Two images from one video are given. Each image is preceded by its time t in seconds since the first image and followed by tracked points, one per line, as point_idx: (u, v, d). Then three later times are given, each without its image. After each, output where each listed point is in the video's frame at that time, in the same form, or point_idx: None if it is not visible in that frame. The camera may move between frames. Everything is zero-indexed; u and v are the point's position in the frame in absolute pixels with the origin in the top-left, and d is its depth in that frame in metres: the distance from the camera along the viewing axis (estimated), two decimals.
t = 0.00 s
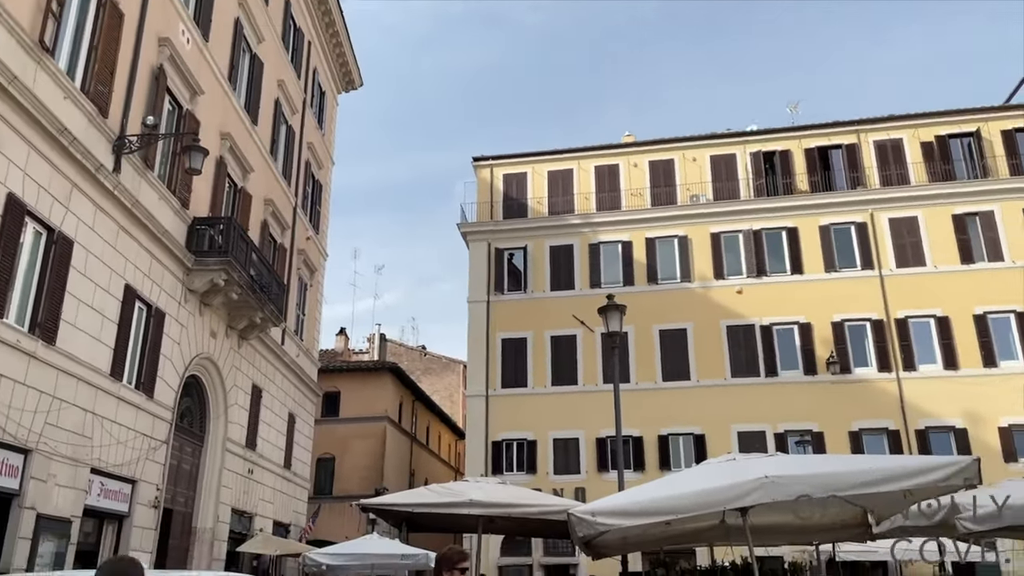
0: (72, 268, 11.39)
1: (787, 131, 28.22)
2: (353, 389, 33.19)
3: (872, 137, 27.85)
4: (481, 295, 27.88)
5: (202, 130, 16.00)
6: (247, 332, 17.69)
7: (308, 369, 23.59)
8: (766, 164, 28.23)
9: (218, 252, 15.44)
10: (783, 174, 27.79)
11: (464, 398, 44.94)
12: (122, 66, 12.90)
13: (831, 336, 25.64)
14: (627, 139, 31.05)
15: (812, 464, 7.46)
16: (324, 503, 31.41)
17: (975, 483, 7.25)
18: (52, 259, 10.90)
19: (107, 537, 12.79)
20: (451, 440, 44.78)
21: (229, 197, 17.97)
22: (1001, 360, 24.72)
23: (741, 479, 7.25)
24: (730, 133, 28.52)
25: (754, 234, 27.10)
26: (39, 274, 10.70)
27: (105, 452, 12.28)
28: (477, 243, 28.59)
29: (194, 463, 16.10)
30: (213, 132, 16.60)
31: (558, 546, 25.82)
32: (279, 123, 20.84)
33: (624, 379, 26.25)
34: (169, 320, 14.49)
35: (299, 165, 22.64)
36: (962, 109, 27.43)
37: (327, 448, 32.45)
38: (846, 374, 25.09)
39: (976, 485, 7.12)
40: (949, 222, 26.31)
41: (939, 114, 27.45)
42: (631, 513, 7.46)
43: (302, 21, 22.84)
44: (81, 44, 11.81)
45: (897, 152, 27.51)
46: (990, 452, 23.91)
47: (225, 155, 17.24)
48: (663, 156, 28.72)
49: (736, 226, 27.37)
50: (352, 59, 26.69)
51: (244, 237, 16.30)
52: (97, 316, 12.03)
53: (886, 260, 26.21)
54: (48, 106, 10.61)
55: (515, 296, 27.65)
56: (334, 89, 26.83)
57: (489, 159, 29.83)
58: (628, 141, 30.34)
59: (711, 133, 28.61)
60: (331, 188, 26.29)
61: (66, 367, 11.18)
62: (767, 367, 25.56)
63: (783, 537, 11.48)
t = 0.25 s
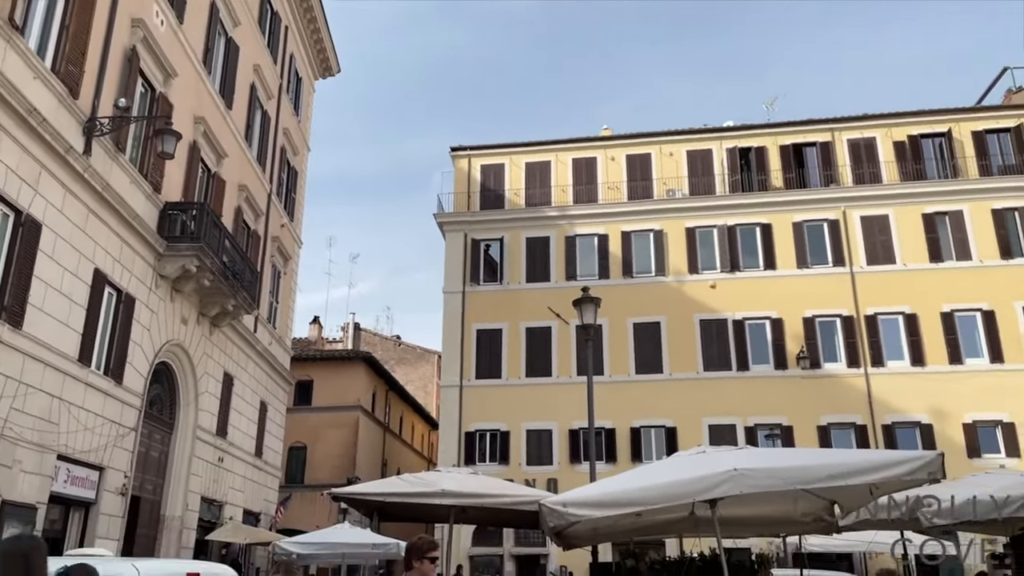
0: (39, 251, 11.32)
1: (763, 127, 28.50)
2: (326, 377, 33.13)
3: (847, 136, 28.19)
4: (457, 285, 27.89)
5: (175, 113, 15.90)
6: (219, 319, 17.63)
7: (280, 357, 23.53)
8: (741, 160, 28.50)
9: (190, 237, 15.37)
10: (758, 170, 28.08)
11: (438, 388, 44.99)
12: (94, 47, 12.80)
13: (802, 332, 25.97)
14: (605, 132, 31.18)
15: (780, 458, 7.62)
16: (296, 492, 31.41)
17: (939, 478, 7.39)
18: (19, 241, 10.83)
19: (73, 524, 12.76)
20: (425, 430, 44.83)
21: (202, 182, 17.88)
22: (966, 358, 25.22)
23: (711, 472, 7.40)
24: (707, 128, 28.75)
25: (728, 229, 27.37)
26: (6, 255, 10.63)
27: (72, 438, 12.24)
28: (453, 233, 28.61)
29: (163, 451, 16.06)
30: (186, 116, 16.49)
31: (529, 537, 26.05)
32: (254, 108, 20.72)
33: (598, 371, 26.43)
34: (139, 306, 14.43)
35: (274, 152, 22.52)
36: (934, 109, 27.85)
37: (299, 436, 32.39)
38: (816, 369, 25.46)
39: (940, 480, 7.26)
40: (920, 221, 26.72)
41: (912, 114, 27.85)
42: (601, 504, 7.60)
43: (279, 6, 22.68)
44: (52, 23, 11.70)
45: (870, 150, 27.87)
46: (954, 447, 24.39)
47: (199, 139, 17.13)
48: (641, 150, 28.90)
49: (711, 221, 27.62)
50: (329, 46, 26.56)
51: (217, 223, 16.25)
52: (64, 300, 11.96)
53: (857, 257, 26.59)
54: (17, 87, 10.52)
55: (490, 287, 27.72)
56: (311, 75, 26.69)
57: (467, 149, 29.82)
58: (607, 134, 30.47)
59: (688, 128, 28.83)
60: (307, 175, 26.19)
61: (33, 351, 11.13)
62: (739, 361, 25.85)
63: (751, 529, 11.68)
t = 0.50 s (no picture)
0: None
1: (734, 124, 28.78)
2: (294, 366, 32.98)
3: (816, 134, 28.56)
4: (428, 275, 27.87)
5: (143, 95, 15.73)
6: (185, 306, 17.51)
7: (247, 344, 23.40)
8: (713, 155, 28.77)
9: (156, 222, 15.25)
10: (729, 166, 28.37)
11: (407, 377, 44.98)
12: (59, 27, 12.62)
13: (769, 327, 26.32)
14: (579, 124, 31.29)
15: (745, 451, 7.79)
16: (261, 480, 31.31)
17: (897, 472, 7.68)
18: None
19: (32, 511, 12.65)
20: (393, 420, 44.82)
21: (169, 166, 17.72)
22: (927, 354, 25.76)
23: (677, 463, 7.55)
24: (680, 123, 28.98)
25: (699, 224, 27.65)
26: None
27: (31, 424, 12.12)
28: (425, 223, 28.58)
29: (126, 438, 15.94)
30: (154, 98, 16.32)
31: (496, 527, 26.22)
32: (224, 92, 20.53)
33: (567, 363, 26.60)
34: (103, 290, 14.30)
35: (244, 137, 22.34)
36: (901, 110, 28.32)
37: (266, 425, 32.25)
38: (782, 364, 25.83)
39: (898, 474, 7.56)
40: (885, 220, 27.18)
41: (880, 114, 28.29)
42: (567, 495, 7.71)
43: None
44: (16, 1, 11.54)
45: (839, 149, 28.27)
46: (914, 442, 24.92)
47: (167, 122, 16.96)
48: (614, 143, 29.07)
49: (682, 216, 27.89)
50: (302, 31, 26.35)
51: (184, 208, 16.14)
52: (25, 283, 11.82)
53: (824, 254, 26.99)
54: None
55: (461, 277, 27.76)
56: (283, 60, 26.47)
57: (440, 138, 29.75)
58: (580, 126, 30.59)
59: (661, 123, 29.03)
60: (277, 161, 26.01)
61: None
62: (707, 355, 26.16)
63: (714, 520, 11.88)
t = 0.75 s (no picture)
0: None
1: (710, 120, 29.04)
2: (266, 356, 32.86)
3: (790, 132, 28.89)
4: (403, 267, 27.86)
5: (113, 79, 15.60)
6: (154, 294, 17.42)
7: (218, 334, 23.30)
8: (688, 152, 29.02)
9: (126, 209, 15.16)
10: (704, 163, 28.63)
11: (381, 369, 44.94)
12: (27, 10, 12.49)
13: (740, 322, 26.62)
14: (556, 118, 31.39)
15: (713, 444, 7.96)
16: (231, 471, 31.22)
17: (862, 466, 7.84)
18: None
19: None
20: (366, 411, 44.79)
21: (140, 152, 17.61)
22: (894, 352, 26.22)
23: (646, 456, 7.69)
24: (656, 119, 29.18)
25: (673, 220, 27.90)
26: None
27: None
28: (401, 214, 28.55)
29: (93, 427, 15.87)
30: (124, 83, 16.19)
31: (468, 519, 26.36)
32: (196, 78, 20.39)
33: (541, 356, 26.73)
34: (71, 278, 14.21)
35: (217, 125, 22.20)
36: (874, 110, 28.71)
37: (236, 415, 32.13)
38: (752, 359, 26.15)
39: (863, 468, 7.72)
40: (855, 218, 27.58)
41: (853, 114, 28.67)
42: (536, 487, 7.84)
43: None
44: None
45: (812, 147, 28.61)
46: (880, 437, 25.37)
47: (137, 108, 16.84)
48: (591, 138, 29.23)
49: (657, 212, 28.12)
50: (277, 19, 26.19)
51: (154, 196, 16.07)
52: None
53: (795, 252, 27.35)
54: None
55: (436, 270, 27.79)
56: (258, 47, 26.30)
57: (416, 129, 29.68)
58: (557, 121, 30.69)
59: (638, 118, 29.21)
60: (250, 150, 25.86)
61: None
62: (679, 350, 26.42)
63: (683, 513, 12.08)
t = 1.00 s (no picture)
0: None
1: (685, 116, 29.22)
2: (237, 346, 32.65)
3: (764, 129, 29.14)
4: (377, 258, 27.80)
5: (83, 64, 15.43)
6: (124, 283, 17.27)
7: (189, 324, 23.13)
8: (664, 148, 29.19)
9: (95, 196, 15.02)
10: (679, 159, 28.82)
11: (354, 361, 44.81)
12: None
13: (712, 318, 26.87)
14: (533, 112, 31.42)
15: (684, 438, 8.07)
16: (200, 463, 31.03)
17: (827, 459, 8.06)
18: None
19: None
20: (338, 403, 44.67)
21: (109, 138, 17.42)
22: (863, 348, 26.60)
23: (618, 449, 7.79)
24: (632, 114, 29.31)
25: (648, 215, 28.07)
26: None
27: None
28: (376, 205, 28.45)
29: (59, 417, 15.72)
30: (95, 67, 16.01)
31: (439, 511, 26.39)
32: (169, 64, 20.19)
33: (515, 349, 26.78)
34: (37, 265, 14.07)
35: (189, 112, 21.99)
36: (847, 109, 29.04)
37: (206, 406, 31.92)
38: (724, 354, 26.41)
39: (829, 461, 7.94)
40: (827, 216, 27.91)
41: (826, 113, 28.99)
42: (508, 480, 7.90)
43: None
44: None
45: (785, 145, 28.89)
46: (847, 432, 25.76)
47: (108, 93, 16.66)
48: (567, 132, 29.30)
49: (632, 207, 28.28)
50: (252, 6, 25.98)
51: (124, 182, 15.93)
52: None
53: (768, 249, 27.62)
54: None
55: (411, 262, 27.75)
56: (232, 34, 26.07)
57: (392, 120, 29.57)
58: (535, 114, 30.73)
59: (614, 113, 29.32)
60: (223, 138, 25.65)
61: None
62: (652, 344, 26.62)
63: (654, 506, 12.22)
